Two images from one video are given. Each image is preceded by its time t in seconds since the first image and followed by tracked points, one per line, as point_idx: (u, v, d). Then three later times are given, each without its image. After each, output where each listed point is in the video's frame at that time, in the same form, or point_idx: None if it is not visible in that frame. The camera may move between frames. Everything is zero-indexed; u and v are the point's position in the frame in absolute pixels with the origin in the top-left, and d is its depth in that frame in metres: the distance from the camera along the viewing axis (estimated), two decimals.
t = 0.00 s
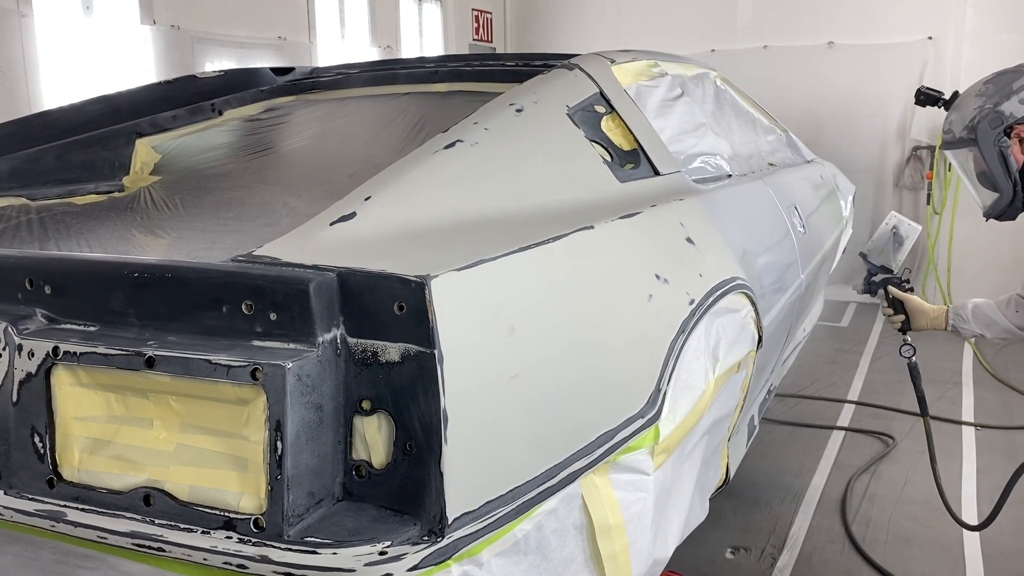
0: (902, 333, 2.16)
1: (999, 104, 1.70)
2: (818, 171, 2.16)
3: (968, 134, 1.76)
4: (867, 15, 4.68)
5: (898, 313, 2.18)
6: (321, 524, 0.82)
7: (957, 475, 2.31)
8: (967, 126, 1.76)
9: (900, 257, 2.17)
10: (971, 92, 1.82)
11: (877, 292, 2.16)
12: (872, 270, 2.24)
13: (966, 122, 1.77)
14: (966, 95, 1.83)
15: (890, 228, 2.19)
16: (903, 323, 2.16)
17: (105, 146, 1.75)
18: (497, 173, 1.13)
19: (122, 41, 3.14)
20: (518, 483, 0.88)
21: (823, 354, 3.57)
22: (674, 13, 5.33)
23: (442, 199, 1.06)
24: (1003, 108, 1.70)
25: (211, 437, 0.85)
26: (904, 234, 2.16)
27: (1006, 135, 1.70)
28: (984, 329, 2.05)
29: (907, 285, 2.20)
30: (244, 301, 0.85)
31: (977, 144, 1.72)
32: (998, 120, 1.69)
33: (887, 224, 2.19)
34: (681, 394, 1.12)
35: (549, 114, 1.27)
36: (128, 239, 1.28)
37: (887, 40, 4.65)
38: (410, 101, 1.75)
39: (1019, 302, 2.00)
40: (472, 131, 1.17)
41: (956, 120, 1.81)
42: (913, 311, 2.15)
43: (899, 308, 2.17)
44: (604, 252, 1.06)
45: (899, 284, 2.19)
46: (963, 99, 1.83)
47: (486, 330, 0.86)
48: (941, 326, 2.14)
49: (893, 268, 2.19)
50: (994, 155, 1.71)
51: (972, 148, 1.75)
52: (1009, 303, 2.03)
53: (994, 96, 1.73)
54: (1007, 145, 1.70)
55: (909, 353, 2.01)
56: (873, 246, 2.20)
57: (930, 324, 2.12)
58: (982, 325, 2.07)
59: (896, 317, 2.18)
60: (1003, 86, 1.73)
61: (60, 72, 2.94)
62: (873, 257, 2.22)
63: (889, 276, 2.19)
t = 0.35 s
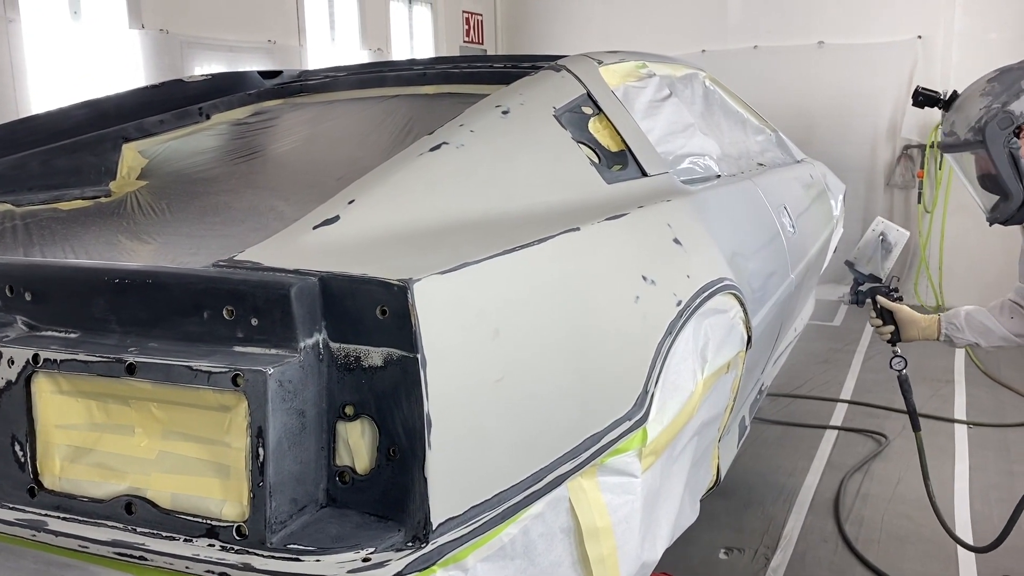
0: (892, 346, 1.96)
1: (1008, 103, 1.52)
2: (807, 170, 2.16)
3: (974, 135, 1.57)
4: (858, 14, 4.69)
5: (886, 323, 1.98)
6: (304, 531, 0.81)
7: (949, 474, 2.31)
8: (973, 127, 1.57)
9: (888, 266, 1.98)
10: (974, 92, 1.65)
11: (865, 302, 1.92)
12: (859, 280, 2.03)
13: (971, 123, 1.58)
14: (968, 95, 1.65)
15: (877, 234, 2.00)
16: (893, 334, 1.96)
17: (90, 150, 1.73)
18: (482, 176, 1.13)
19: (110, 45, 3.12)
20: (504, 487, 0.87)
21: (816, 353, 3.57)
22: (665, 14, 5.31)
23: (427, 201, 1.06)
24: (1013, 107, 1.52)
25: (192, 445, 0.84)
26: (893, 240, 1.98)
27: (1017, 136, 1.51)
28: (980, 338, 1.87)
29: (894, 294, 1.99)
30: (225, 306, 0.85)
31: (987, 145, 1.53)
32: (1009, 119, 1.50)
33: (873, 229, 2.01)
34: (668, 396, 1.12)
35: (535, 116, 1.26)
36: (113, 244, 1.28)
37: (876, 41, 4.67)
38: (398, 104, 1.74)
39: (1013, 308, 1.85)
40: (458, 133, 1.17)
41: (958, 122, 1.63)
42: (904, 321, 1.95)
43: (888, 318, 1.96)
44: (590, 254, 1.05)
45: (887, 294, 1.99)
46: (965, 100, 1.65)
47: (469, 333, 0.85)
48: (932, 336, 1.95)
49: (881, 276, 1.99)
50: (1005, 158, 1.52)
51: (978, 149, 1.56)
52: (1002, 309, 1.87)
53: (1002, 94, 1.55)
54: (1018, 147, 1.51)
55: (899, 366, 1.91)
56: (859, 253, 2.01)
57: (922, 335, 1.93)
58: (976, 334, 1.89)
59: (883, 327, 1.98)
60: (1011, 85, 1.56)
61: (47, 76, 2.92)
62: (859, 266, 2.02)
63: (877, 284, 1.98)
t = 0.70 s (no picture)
0: (876, 363, 1.81)
1: (1014, 112, 1.32)
2: (795, 172, 2.17)
3: (977, 147, 1.36)
4: (844, 16, 4.60)
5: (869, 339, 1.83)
6: (286, 541, 0.80)
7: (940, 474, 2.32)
8: (976, 138, 1.37)
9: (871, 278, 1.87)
10: (973, 99, 1.44)
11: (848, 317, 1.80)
12: (839, 293, 1.91)
13: (974, 135, 1.38)
14: (967, 103, 1.45)
15: (859, 245, 1.88)
16: (876, 351, 1.81)
17: (75, 157, 1.72)
18: (468, 181, 1.12)
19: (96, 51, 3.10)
20: (489, 495, 0.86)
21: (807, 355, 3.58)
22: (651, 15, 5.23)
23: (412, 207, 1.05)
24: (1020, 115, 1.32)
25: (175, 454, 0.84)
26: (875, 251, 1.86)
27: None
28: (968, 352, 1.76)
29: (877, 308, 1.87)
30: (206, 315, 0.84)
31: (992, 158, 1.33)
32: (1016, 128, 1.30)
33: (854, 239, 1.89)
34: (656, 401, 1.11)
35: (521, 121, 1.26)
36: (97, 252, 1.27)
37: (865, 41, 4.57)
38: (385, 109, 1.73)
39: (999, 319, 1.73)
40: (443, 139, 1.17)
41: (959, 133, 1.42)
42: (889, 337, 1.80)
43: (871, 334, 1.82)
44: (576, 259, 1.05)
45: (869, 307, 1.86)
46: (964, 109, 1.45)
47: (453, 339, 0.84)
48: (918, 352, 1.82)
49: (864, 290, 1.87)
50: (1015, 169, 1.31)
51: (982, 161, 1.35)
52: (987, 320, 1.76)
53: (1006, 101, 1.35)
54: None
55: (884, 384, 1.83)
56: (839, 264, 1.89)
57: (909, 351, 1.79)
58: (964, 348, 1.77)
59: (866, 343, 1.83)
60: (1015, 91, 1.35)
61: (31, 81, 2.90)
62: (840, 278, 1.89)
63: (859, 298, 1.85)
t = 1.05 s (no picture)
0: (860, 385, 1.78)
1: (1012, 131, 1.33)
2: (784, 180, 2.18)
3: (972, 164, 1.36)
4: (831, 21, 4.62)
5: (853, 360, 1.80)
6: (274, 563, 0.80)
7: (929, 480, 2.33)
8: (970, 156, 1.37)
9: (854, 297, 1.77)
10: (969, 116, 1.45)
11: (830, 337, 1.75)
12: (823, 311, 1.82)
13: (968, 152, 1.38)
14: (962, 119, 1.46)
15: (844, 262, 1.78)
16: (860, 373, 1.78)
17: (62, 170, 1.71)
18: (456, 196, 1.12)
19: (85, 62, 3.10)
20: (477, 514, 0.87)
21: (797, 360, 3.59)
22: (642, 22, 5.23)
23: (399, 223, 1.05)
24: (1018, 135, 1.33)
25: (161, 477, 0.83)
26: (860, 269, 1.76)
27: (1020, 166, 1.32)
28: (955, 373, 1.73)
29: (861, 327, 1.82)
30: (192, 336, 0.84)
31: (986, 176, 1.32)
32: (1013, 147, 1.30)
33: (838, 256, 1.78)
34: (644, 415, 1.12)
35: (509, 134, 1.26)
36: (85, 267, 1.26)
37: (852, 47, 4.59)
38: (375, 120, 1.73)
39: (985, 338, 1.72)
40: (431, 154, 1.17)
41: (952, 150, 1.43)
42: (873, 358, 1.77)
43: (856, 355, 1.78)
44: (563, 275, 1.05)
45: (853, 327, 1.81)
46: (960, 125, 1.46)
47: (440, 358, 0.84)
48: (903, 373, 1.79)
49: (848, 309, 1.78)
50: (1008, 189, 1.31)
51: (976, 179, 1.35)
52: (973, 340, 1.74)
53: (1004, 120, 1.36)
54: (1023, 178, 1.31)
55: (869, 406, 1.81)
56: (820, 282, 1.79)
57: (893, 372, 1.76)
58: (951, 369, 1.74)
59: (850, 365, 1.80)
60: (1014, 109, 1.36)
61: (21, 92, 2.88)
62: (823, 296, 1.79)
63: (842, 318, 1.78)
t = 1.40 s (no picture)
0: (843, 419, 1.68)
1: (1012, 151, 1.33)
2: (770, 190, 2.19)
3: (971, 183, 1.35)
4: (817, 30, 4.66)
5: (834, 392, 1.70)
6: None
7: (917, 487, 2.35)
8: (970, 174, 1.36)
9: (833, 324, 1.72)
10: (966, 131, 1.44)
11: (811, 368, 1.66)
12: (802, 340, 1.74)
13: (966, 170, 1.37)
14: (959, 135, 1.44)
15: (823, 287, 1.74)
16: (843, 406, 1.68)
17: (47, 184, 1.70)
18: (441, 212, 1.12)
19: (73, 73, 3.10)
20: (463, 535, 0.87)
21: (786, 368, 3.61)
22: (630, 31, 5.24)
23: (384, 241, 1.05)
24: (1018, 154, 1.33)
25: (145, 500, 0.83)
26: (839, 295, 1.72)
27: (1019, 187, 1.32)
28: (940, 401, 1.68)
29: (843, 358, 1.72)
30: (176, 359, 0.83)
31: (986, 197, 1.32)
32: (1014, 167, 1.30)
33: (817, 281, 1.75)
34: (630, 431, 1.12)
35: (495, 150, 1.27)
36: (69, 283, 1.25)
37: (839, 55, 4.62)
38: (361, 132, 1.74)
39: (965, 364, 1.70)
40: (417, 170, 1.17)
41: (949, 167, 1.41)
42: (856, 390, 1.68)
43: (837, 386, 1.69)
44: (548, 292, 1.05)
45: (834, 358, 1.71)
46: (957, 140, 1.44)
47: (425, 379, 0.84)
48: (887, 405, 1.70)
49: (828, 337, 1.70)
50: (1006, 212, 1.32)
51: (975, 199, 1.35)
52: (952, 367, 1.72)
53: (1004, 138, 1.35)
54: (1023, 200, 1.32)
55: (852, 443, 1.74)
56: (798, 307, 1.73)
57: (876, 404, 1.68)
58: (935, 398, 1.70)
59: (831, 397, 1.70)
60: (1014, 127, 1.36)
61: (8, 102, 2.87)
62: (802, 324, 1.72)
63: (823, 347, 1.69)
